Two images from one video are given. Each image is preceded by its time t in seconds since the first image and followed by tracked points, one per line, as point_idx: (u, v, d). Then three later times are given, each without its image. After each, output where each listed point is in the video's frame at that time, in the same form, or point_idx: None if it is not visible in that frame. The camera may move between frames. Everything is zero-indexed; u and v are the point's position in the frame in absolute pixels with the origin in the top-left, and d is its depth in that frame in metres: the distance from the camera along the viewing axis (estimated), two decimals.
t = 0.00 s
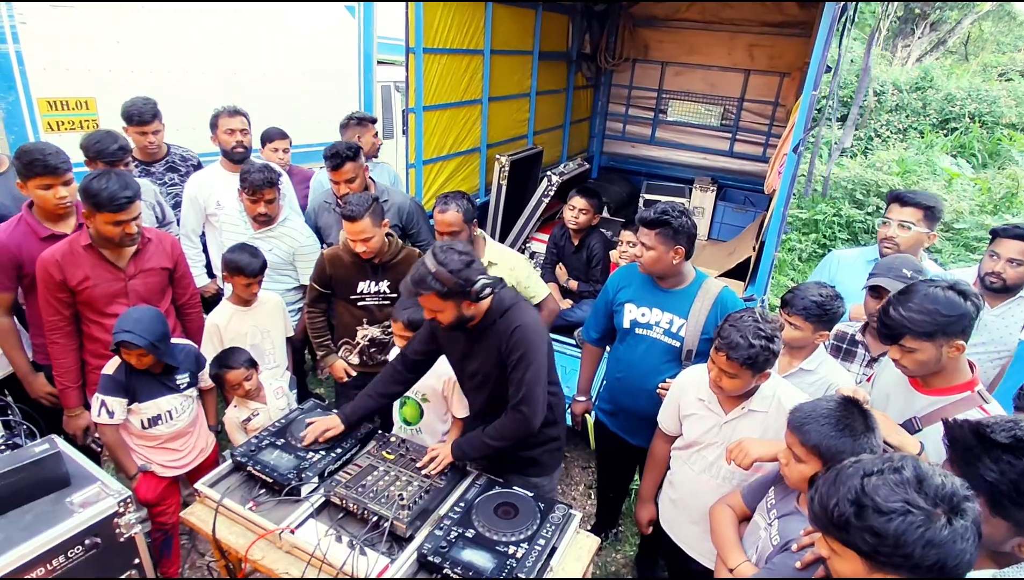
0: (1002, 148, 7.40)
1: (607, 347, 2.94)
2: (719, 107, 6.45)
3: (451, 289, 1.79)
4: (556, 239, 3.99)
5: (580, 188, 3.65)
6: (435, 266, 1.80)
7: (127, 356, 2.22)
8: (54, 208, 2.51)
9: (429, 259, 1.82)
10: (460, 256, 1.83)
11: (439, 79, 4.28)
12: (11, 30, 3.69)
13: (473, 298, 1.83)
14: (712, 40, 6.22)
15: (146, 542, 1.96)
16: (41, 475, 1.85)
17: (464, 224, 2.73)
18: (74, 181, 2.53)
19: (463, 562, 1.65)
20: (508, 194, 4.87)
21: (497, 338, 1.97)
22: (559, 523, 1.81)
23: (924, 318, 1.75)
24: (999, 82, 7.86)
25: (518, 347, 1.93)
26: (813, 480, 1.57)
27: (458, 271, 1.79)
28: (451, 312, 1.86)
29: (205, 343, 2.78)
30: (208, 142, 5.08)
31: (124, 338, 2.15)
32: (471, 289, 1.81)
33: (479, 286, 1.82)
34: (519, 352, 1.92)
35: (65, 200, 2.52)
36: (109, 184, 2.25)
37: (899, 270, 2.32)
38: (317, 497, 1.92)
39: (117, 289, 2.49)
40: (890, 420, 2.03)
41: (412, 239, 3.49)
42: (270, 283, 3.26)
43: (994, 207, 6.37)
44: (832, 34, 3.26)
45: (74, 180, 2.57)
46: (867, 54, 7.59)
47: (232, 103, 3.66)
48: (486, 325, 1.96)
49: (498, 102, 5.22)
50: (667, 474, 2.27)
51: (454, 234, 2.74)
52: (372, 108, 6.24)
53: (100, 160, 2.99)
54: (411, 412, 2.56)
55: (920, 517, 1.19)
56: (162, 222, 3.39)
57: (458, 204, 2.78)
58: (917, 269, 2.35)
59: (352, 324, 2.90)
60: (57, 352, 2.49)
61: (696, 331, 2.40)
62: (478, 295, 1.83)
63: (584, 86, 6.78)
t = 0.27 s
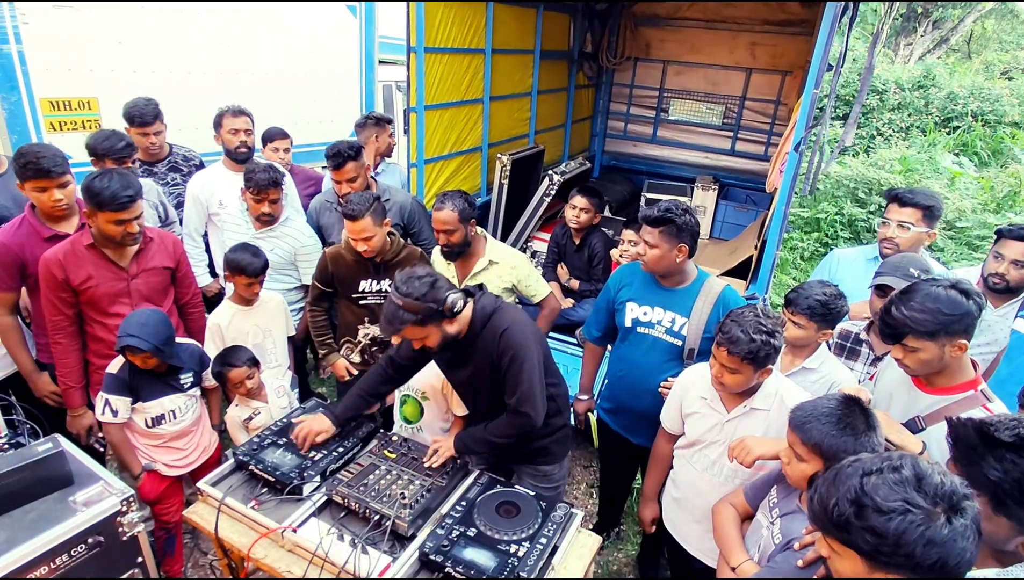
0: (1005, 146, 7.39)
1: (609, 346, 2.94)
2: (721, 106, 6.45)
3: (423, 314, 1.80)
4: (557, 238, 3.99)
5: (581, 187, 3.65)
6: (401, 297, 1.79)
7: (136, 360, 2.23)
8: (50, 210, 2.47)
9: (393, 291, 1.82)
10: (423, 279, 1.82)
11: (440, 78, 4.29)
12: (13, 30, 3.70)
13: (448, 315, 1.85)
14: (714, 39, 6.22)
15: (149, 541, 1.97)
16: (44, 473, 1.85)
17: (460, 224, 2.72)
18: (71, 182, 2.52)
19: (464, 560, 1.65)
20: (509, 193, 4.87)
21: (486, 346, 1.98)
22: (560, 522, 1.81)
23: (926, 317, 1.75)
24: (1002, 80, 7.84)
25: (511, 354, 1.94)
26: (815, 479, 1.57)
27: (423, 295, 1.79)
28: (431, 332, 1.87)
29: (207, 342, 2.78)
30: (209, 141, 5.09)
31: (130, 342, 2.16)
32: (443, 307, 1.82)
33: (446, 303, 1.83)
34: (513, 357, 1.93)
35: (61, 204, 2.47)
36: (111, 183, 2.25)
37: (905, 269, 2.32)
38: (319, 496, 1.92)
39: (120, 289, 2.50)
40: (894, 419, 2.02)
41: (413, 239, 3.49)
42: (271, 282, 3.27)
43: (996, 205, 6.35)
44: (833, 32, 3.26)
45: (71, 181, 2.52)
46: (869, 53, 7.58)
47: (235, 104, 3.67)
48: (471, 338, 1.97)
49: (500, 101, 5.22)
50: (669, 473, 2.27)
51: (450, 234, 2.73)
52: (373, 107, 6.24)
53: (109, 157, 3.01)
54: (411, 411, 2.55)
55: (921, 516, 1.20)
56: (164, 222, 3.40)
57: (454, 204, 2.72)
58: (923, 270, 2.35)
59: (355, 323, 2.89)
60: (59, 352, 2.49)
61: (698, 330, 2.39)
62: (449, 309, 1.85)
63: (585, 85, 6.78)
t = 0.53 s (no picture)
0: (1007, 144, 7.36)
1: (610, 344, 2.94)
2: (722, 104, 6.44)
3: (474, 264, 1.75)
4: (557, 236, 3.99)
5: (582, 185, 3.65)
6: (448, 248, 1.74)
7: (143, 359, 2.25)
8: (41, 210, 2.47)
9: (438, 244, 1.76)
10: (468, 232, 1.78)
11: (441, 76, 4.28)
12: (14, 29, 3.70)
13: (495, 270, 1.81)
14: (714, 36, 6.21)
15: (150, 538, 1.97)
16: (46, 471, 1.86)
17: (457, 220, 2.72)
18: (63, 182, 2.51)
19: (463, 557, 1.66)
20: (510, 191, 4.87)
21: (525, 313, 1.96)
22: (560, 519, 1.81)
23: (930, 315, 1.75)
24: (1004, 78, 7.81)
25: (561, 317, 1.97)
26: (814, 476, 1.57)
27: (471, 246, 1.75)
28: (478, 290, 1.82)
29: (207, 339, 2.79)
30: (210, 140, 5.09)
31: (135, 344, 2.17)
32: (490, 259, 1.79)
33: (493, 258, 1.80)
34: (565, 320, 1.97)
35: (51, 204, 2.47)
36: (111, 182, 2.25)
37: (909, 267, 2.31)
38: (319, 493, 1.93)
39: (120, 287, 2.51)
40: (895, 417, 2.02)
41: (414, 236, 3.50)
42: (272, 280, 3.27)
43: (998, 203, 6.33)
44: (833, 30, 3.26)
45: (62, 180, 2.52)
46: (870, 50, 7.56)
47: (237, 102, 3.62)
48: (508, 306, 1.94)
49: (500, 99, 5.22)
50: (670, 470, 2.27)
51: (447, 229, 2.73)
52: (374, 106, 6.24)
53: (119, 154, 3.09)
54: (409, 408, 2.56)
55: (913, 513, 1.19)
56: (167, 220, 3.41)
57: (452, 200, 2.79)
58: (928, 267, 2.34)
59: (354, 320, 2.90)
60: (60, 350, 2.50)
61: (699, 327, 2.39)
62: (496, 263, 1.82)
63: (586, 83, 6.77)
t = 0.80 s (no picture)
0: (1007, 142, 7.35)
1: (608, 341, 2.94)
2: (722, 101, 6.43)
3: (512, 266, 1.78)
4: (557, 233, 3.98)
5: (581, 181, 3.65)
6: (491, 247, 1.79)
7: (141, 355, 2.24)
8: (26, 213, 2.42)
9: (482, 242, 1.82)
10: (513, 234, 1.84)
11: (440, 72, 4.28)
12: (13, 25, 3.70)
13: (532, 275, 1.84)
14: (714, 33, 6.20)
15: (150, 534, 1.97)
16: (46, 467, 1.86)
17: (458, 216, 2.70)
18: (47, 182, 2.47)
19: (462, 553, 1.66)
20: (509, 188, 4.87)
21: (557, 329, 1.97)
22: (558, 515, 1.81)
23: (932, 314, 1.75)
24: (1006, 75, 7.78)
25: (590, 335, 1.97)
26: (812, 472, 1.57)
27: (514, 247, 1.80)
28: (513, 294, 1.85)
29: (207, 336, 2.79)
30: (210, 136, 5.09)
31: (139, 341, 2.17)
32: (531, 264, 1.82)
33: (532, 265, 1.83)
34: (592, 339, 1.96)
35: (38, 206, 2.43)
36: (111, 178, 2.25)
37: (910, 264, 2.31)
38: (318, 489, 1.93)
39: (120, 284, 2.51)
40: (896, 415, 2.03)
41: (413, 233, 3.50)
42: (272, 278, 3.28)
43: (998, 201, 6.32)
44: (834, 26, 3.26)
45: (45, 181, 2.48)
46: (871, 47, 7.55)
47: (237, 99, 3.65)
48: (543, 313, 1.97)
49: (500, 96, 5.21)
50: (669, 466, 2.27)
51: (447, 226, 2.72)
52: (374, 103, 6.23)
53: (126, 152, 3.10)
54: (399, 404, 2.55)
55: (905, 509, 1.20)
56: (168, 217, 3.41)
57: (452, 197, 2.75)
58: (928, 263, 2.33)
59: (352, 317, 2.90)
60: (59, 347, 2.50)
61: (699, 324, 2.39)
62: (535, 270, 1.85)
63: (586, 80, 6.76)
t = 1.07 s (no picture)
0: (1007, 140, 7.36)
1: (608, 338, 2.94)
2: (721, 99, 6.43)
3: (542, 253, 1.81)
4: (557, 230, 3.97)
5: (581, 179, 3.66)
6: (522, 233, 1.82)
7: (139, 349, 2.25)
8: (14, 218, 2.41)
9: (518, 225, 1.85)
10: (546, 223, 1.86)
11: (439, 69, 4.27)
12: (11, 21, 3.69)
13: (559, 265, 1.87)
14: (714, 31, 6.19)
15: (149, 530, 1.98)
16: (46, 463, 1.87)
17: (458, 214, 2.70)
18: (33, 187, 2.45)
19: (461, 550, 1.66)
20: (509, 186, 4.87)
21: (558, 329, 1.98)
22: (557, 512, 1.82)
23: (932, 315, 1.76)
24: (1005, 73, 7.79)
25: (580, 346, 1.94)
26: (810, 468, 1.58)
27: (546, 236, 1.82)
28: (536, 282, 1.88)
29: (207, 333, 2.79)
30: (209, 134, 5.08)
31: (139, 334, 2.17)
32: (559, 254, 1.85)
33: (562, 254, 1.85)
34: (581, 350, 1.93)
35: (27, 210, 2.42)
36: (110, 174, 2.25)
37: (909, 262, 2.31)
38: (317, 486, 1.94)
39: (118, 281, 2.51)
40: (896, 413, 2.03)
41: (412, 231, 3.51)
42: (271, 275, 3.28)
43: (998, 199, 6.33)
44: (834, 24, 3.25)
45: (32, 186, 2.46)
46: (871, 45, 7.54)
47: (235, 97, 3.60)
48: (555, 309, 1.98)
49: (500, 93, 5.21)
50: (668, 463, 2.28)
51: (448, 225, 2.71)
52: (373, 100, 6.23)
53: (128, 149, 3.10)
54: (391, 408, 2.57)
55: (898, 504, 1.20)
56: (168, 214, 3.41)
57: (451, 194, 2.73)
58: (927, 262, 2.34)
59: (349, 315, 2.92)
60: (58, 344, 2.50)
61: (698, 323, 2.40)
62: (563, 260, 1.87)
63: (585, 78, 6.75)
